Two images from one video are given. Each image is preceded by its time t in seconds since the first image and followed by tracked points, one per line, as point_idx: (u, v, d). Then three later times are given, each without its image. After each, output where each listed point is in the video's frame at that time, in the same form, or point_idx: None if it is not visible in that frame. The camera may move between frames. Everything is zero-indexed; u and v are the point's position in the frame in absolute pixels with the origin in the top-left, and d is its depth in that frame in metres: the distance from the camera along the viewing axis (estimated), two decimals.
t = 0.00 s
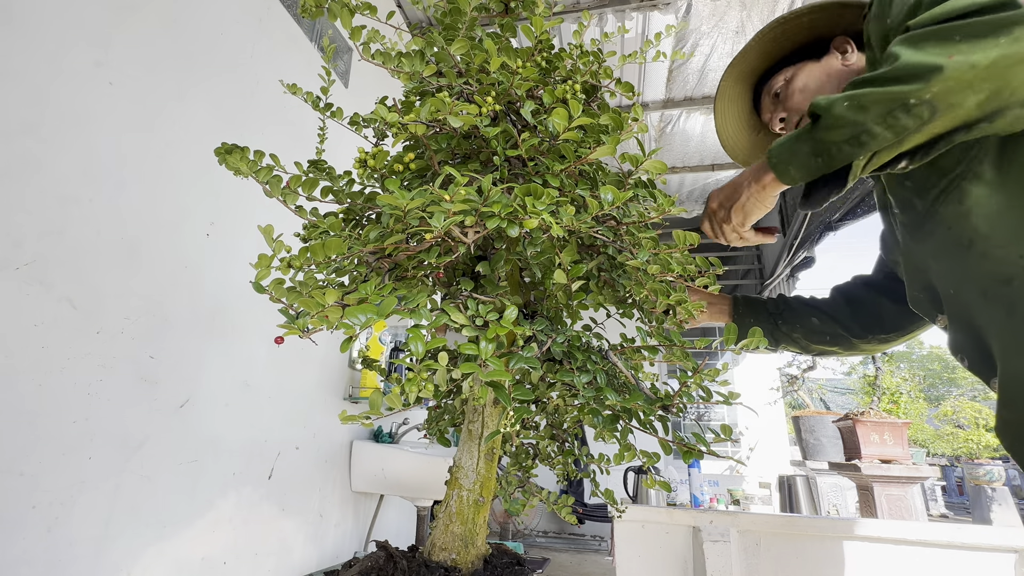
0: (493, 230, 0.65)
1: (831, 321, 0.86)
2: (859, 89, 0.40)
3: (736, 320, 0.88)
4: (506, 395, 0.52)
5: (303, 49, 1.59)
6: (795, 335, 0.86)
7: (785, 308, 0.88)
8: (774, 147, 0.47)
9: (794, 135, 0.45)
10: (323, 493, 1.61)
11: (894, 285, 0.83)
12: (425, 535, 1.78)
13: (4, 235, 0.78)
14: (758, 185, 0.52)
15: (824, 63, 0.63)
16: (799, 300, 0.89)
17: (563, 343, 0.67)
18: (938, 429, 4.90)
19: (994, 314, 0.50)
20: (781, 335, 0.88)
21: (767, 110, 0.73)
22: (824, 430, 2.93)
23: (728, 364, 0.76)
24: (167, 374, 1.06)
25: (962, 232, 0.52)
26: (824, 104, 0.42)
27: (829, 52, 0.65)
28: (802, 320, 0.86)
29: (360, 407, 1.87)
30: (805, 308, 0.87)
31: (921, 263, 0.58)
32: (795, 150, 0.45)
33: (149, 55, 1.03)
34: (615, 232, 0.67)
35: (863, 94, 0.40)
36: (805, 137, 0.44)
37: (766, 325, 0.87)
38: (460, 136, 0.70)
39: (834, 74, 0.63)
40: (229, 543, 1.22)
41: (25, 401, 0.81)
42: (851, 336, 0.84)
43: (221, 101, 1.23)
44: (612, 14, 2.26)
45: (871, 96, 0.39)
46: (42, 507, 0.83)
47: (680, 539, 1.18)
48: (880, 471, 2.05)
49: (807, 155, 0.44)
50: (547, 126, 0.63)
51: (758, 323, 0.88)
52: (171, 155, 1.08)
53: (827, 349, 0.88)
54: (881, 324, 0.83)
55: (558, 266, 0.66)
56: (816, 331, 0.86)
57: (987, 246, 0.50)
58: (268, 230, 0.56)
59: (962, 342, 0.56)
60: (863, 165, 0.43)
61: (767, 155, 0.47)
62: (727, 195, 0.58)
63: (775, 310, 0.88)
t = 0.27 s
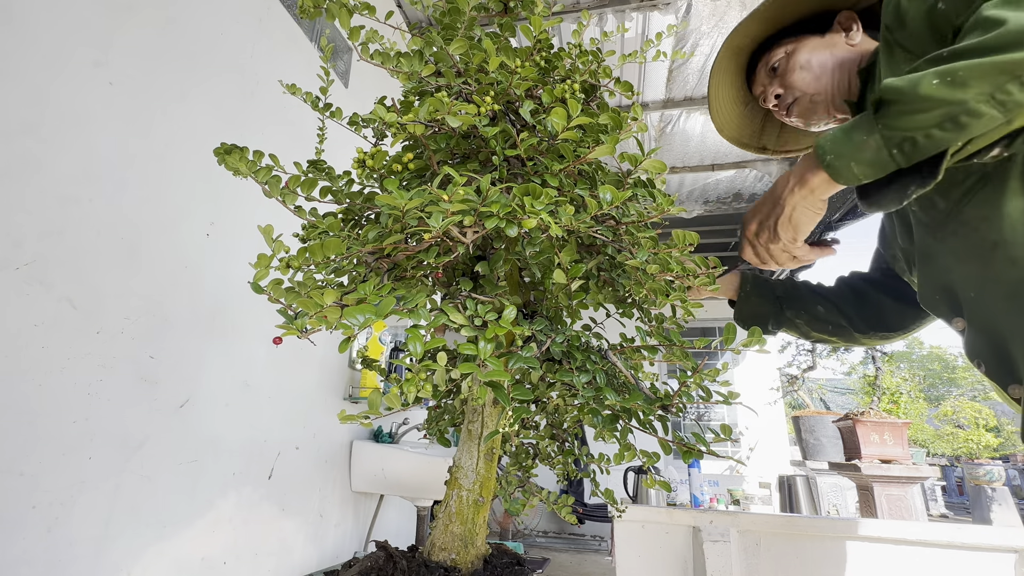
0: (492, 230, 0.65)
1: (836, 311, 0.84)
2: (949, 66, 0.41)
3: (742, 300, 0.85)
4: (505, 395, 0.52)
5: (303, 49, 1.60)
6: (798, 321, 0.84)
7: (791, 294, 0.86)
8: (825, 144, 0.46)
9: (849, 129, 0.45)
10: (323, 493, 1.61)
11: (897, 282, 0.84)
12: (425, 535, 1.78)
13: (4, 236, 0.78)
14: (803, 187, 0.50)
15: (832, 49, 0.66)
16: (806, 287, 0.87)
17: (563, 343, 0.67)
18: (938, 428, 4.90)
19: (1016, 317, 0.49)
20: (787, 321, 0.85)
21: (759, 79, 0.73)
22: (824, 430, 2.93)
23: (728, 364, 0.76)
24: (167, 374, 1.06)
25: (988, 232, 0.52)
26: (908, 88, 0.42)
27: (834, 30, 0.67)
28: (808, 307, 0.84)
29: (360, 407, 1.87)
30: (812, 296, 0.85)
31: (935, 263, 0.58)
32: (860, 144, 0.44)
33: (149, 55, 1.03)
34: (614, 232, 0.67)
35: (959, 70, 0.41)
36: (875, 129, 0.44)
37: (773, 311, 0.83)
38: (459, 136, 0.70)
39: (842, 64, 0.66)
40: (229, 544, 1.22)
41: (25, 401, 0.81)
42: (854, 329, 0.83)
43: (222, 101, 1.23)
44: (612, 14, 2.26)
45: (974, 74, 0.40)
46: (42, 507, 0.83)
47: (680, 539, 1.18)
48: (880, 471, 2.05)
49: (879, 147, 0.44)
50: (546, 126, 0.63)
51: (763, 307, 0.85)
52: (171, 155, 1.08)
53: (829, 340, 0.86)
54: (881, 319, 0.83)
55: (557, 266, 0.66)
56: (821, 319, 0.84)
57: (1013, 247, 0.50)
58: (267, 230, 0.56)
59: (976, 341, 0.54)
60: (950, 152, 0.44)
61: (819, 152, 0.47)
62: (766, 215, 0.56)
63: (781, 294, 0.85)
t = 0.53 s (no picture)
0: (491, 230, 0.65)
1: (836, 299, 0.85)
2: (976, 174, 0.44)
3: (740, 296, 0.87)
4: (504, 395, 0.52)
5: (303, 49, 1.60)
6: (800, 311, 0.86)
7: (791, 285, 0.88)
8: (850, 244, 0.51)
9: (874, 229, 0.50)
10: (323, 493, 1.61)
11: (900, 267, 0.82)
12: (425, 535, 1.78)
13: (3, 235, 0.78)
14: (832, 280, 0.55)
15: (832, 31, 0.70)
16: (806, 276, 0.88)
17: (562, 343, 0.67)
18: (938, 429, 4.90)
19: None
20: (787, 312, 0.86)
21: (753, 59, 0.78)
22: (824, 430, 2.93)
23: (728, 364, 0.76)
24: (167, 374, 1.07)
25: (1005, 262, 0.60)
26: (935, 192, 0.45)
27: (835, 9, 0.70)
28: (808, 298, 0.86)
29: (361, 407, 1.87)
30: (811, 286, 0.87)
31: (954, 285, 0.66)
32: (888, 245, 0.49)
33: (149, 55, 1.03)
34: (614, 232, 0.67)
35: (988, 179, 0.43)
36: (902, 231, 0.48)
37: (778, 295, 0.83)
38: (458, 136, 0.70)
39: (842, 47, 0.70)
40: (229, 544, 1.22)
41: (25, 400, 0.81)
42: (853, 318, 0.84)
43: (222, 102, 1.23)
44: (612, 14, 2.26)
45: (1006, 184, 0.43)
46: (42, 506, 0.83)
47: (680, 539, 1.18)
48: (880, 471, 2.05)
49: (908, 248, 0.49)
50: (545, 126, 0.63)
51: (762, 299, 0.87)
52: (172, 155, 1.08)
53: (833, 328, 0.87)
54: (886, 304, 0.82)
55: (557, 266, 0.66)
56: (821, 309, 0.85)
57: None
58: (267, 230, 0.56)
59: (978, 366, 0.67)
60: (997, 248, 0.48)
61: (845, 250, 0.52)
62: (786, 297, 0.60)
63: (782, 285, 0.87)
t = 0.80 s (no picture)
0: (491, 230, 0.65)
1: (845, 299, 0.85)
2: (1012, 156, 0.43)
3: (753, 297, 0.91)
4: (504, 395, 0.52)
5: (303, 49, 1.60)
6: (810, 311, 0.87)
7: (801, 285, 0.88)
8: (857, 196, 0.49)
9: (885, 190, 0.48)
10: (323, 493, 1.61)
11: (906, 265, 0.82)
12: (425, 535, 1.78)
13: (3, 236, 0.78)
14: (824, 222, 0.52)
15: (833, 26, 0.69)
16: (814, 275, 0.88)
17: (562, 343, 0.67)
18: (939, 429, 4.91)
19: None
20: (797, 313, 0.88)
21: (749, 55, 0.76)
22: (824, 430, 2.93)
23: (728, 364, 0.76)
24: (167, 373, 1.07)
25: None
26: (964, 164, 0.43)
27: (836, 6, 0.69)
28: (818, 299, 0.86)
29: (361, 407, 1.87)
30: (819, 286, 0.87)
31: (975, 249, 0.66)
32: (892, 207, 0.48)
33: (149, 55, 1.03)
34: (613, 232, 0.67)
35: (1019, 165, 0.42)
36: (909, 195, 0.47)
37: (780, 301, 0.88)
38: (458, 136, 0.70)
39: (842, 43, 0.70)
40: (229, 543, 1.22)
41: (25, 400, 0.81)
42: (863, 316, 0.84)
43: (222, 101, 1.23)
44: (612, 14, 2.26)
45: None
46: (42, 507, 0.83)
47: (680, 539, 1.18)
48: (880, 471, 2.05)
49: (910, 213, 0.47)
50: (545, 126, 0.63)
51: (773, 300, 0.89)
52: (172, 155, 1.08)
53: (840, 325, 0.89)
54: (893, 302, 0.83)
55: (557, 266, 0.66)
56: (830, 310, 0.87)
57: None
58: (267, 230, 0.56)
59: (985, 378, 0.65)
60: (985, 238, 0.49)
61: (849, 202, 0.49)
62: (775, 229, 0.56)
63: (791, 287, 0.88)
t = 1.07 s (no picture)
0: (491, 230, 0.65)
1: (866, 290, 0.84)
2: None
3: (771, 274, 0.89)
4: (504, 395, 0.52)
5: (304, 49, 1.60)
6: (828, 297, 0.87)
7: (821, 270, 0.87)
8: (905, 189, 0.47)
9: (936, 182, 0.46)
10: (323, 493, 1.61)
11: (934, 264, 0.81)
12: (425, 535, 1.78)
13: (3, 236, 0.78)
14: (861, 223, 0.51)
15: (831, 27, 0.69)
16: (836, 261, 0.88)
17: (562, 343, 0.67)
18: (938, 429, 4.91)
19: None
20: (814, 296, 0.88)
21: (744, 57, 0.77)
22: (824, 430, 2.93)
23: (729, 364, 0.76)
24: (167, 373, 1.07)
25: None
26: None
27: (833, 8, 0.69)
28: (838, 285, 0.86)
29: (361, 407, 1.87)
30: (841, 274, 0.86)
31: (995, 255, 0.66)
32: (947, 202, 0.45)
33: (149, 54, 1.03)
34: (614, 232, 0.67)
35: None
36: (966, 189, 0.45)
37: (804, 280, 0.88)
38: (458, 136, 0.70)
39: (841, 44, 0.70)
40: (230, 543, 1.22)
41: (25, 400, 0.81)
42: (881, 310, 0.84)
43: (222, 101, 1.23)
44: (612, 14, 2.26)
45: None
46: (43, 507, 0.83)
47: (680, 539, 1.18)
48: (880, 471, 2.05)
49: (965, 209, 0.45)
50: (545, 126, 0.63)
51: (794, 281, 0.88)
52: (172, 155, 1.08)
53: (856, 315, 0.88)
54: (914, 300, 0.83)
55: (557, 266, 0.66)
56: (849, 298, 0.86)
57: None
58: (267, 230, 0.56)
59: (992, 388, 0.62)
60: None
61: (896, 198, 0.47)
62: (809, 241, 0.56)
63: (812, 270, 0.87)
